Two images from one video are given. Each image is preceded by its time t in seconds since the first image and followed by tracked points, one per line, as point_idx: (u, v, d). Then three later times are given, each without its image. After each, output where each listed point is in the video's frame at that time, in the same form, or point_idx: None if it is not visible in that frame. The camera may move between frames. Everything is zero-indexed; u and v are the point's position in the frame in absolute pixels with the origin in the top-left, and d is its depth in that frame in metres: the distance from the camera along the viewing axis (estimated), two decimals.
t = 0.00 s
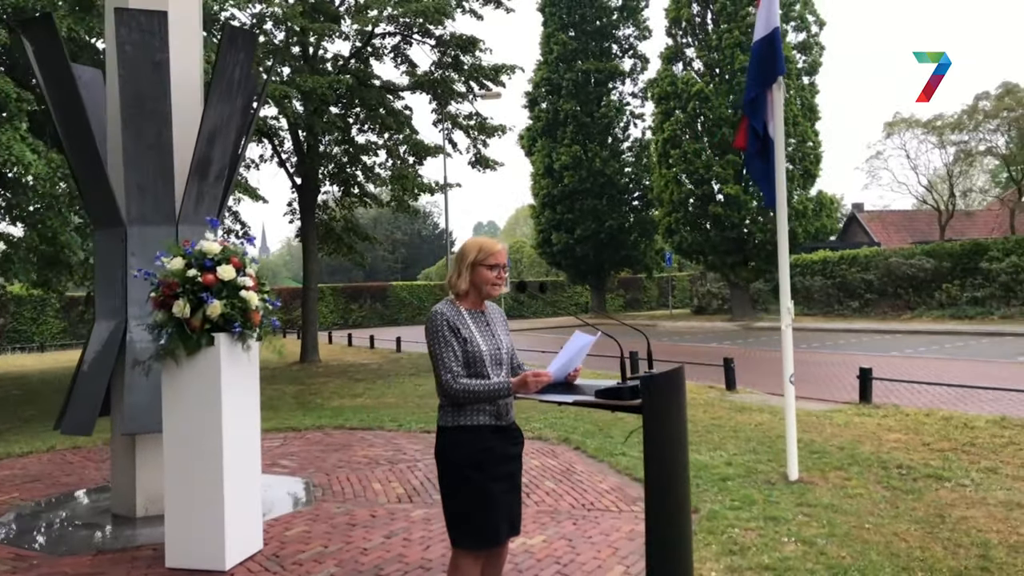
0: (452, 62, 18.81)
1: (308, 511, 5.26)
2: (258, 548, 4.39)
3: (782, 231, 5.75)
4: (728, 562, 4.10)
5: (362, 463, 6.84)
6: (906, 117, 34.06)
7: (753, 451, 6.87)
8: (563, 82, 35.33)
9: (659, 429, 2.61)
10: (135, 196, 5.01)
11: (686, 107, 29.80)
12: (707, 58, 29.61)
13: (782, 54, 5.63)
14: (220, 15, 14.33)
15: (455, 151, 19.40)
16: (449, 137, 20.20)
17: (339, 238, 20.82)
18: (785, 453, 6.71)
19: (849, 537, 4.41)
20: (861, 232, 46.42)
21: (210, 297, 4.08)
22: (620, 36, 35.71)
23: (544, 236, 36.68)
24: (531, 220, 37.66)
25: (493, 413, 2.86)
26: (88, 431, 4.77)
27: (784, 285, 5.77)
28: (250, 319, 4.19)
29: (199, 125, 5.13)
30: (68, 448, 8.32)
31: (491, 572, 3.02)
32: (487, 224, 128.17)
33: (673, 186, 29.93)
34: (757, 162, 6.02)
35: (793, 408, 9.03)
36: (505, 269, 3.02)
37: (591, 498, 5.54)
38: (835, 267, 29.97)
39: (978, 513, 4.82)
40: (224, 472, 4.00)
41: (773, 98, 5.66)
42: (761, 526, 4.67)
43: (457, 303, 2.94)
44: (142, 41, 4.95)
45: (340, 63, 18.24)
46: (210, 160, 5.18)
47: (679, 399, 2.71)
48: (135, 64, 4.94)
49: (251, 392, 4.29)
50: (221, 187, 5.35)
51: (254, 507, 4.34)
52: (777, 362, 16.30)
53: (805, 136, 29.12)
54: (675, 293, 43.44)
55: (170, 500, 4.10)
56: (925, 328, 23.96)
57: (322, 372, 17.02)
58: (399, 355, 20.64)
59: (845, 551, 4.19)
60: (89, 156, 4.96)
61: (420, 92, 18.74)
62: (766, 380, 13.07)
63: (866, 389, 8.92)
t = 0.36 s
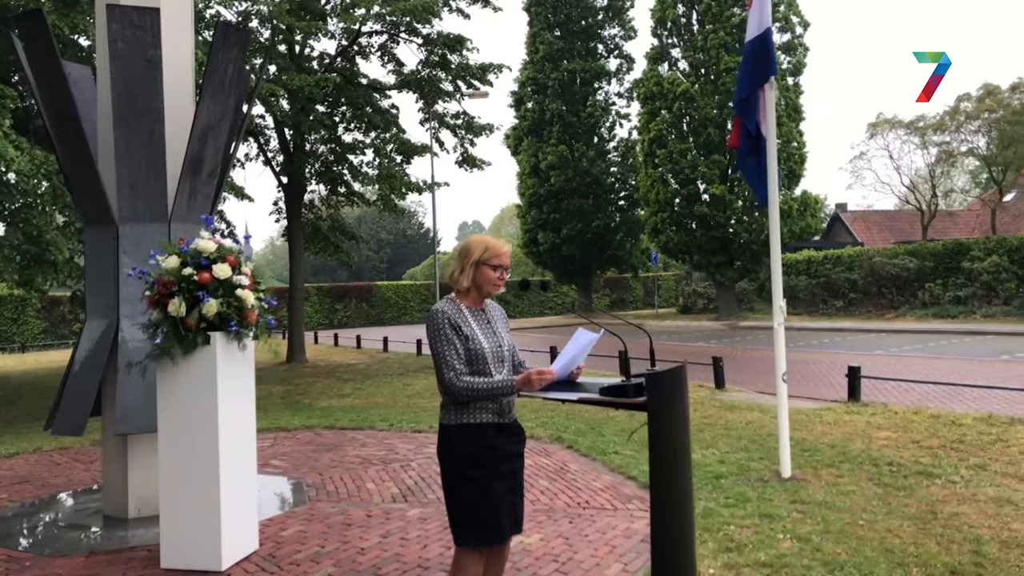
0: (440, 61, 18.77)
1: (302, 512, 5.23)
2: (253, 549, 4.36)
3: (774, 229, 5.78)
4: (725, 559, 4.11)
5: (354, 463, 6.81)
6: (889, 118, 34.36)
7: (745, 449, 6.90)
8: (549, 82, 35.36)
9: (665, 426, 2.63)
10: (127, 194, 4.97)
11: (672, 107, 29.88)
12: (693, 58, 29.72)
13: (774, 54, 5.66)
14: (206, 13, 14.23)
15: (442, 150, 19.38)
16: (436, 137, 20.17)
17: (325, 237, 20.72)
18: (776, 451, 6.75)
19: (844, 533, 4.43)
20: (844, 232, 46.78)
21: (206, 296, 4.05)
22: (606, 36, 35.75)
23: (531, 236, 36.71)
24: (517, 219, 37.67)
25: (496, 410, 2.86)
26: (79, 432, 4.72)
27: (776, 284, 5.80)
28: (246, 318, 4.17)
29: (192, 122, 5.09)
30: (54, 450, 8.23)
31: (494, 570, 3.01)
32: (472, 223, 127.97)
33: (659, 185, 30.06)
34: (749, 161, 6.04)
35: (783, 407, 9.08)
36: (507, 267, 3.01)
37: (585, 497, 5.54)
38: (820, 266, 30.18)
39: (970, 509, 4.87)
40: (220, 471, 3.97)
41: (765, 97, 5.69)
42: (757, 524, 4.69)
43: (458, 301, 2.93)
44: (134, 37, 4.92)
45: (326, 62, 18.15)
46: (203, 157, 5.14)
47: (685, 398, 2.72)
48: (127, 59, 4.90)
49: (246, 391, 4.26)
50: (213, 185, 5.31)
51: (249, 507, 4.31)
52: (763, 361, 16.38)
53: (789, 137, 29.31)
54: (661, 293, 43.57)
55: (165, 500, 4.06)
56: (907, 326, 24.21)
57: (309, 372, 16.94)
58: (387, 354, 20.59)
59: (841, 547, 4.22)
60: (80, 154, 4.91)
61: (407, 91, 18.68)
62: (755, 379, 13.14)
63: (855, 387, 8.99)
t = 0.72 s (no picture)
0: (430, 60, 18.74)
1: (299, 512, 5.19)
2: (252, 550, 4.32)
3: (773, 228, 5.78)
4: (727, 558, 4.10)
5: (349, 463, 6.78)
6: (877, 118, 34.55)
7: (741, 448, 6.91)
8: (539, 82, 35.32)
9: (671, 423, 2.60)
10: (121, 192, 4.93)
11: (662, 107, 29.90)
12: (683, 58, 29.76)
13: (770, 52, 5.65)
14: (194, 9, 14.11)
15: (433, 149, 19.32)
16: (427, 136, 20.13)
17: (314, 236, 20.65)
18: (772, 450, 6.76)
19: (845, 532, 4.44)
20: (832, 232, 47.03)
21: (204, 294, 4.00)
22: (595, 36, 35.74)
23: (521, 235, 36.67)
24: (507, 219, 37.61)
25: (501, 409, 2.83)
26: (74, 433, 4.67)
27: (774, 283, 5.80)
28: (245, 317, 4.13)
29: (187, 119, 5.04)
30: (45, 451, 8.14)
31: (498, 570, 2.99)
32: (460, 224, 127.68)
33: (649, 185, 30.12)
34: (749, 160, 6.06)
35: (777, 406, 9.10)
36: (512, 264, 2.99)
37: (584, 497, 5.52)
38: (809, 266, 30.27)
39: (968, 507, 4.88)
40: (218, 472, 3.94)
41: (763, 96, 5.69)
42: (757, 522, 4.69)
43: (463, 298, 2.90)
44: (129, 33, 4.90)
45: (317, 60, 18.07)
46: (198, 155, 5.08)
47: (693, 395, 2.70)
48: (122, 56, 4.89)
49: (244, 391, 4.22)
50: (209, 183, 5.26)
51: (248, 507, 4.27)
52: (754, 360, 16.43)
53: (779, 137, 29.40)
54: (650, 293, 43.66)
55: (162, 501, 4.02)
56: (895, 326, 24.35)
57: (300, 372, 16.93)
58: (378, 354, 20.51)
59: (842, 546, 4.22)
60: (73, 150, 4.85)
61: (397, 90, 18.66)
62: (748, 378, 13.17)
63: (848, 386, 9.03)
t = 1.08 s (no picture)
0: (423, 59, 18.69)
1: (296, 513, 5.14)
2: (248, 551, 4.28)
3: (772, 227, 5.78)
4: (728, 559, 4.09)
5: (344, 464, 6.73)
6: (867, 119, 34.70)
7: (738, 448, 6.90)
8: (530, 82, 35.29)
9: (681, 424, 2.59)
10: (115, 190, 4.87)
11: (653, 107, 29.93)
12: (674, 58, 29.78)
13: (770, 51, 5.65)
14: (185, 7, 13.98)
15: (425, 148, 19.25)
16: (419, 135, 20.07)
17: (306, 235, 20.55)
18: (768, 450, 6.76)
19: (846, 532, 4.43)
20: (822, 232, 47.24)
21: (201, 294, 3.96)
22: (587, 36, 35.76)
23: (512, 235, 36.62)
24: (498, 219, 37.55)
25: (506, 409, 2.80)
26: (68, 434, 4.61)
27: (773, 283, 5.79)
28: (242, 317, 4.09)
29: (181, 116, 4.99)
30: (36, 452, 8.04)
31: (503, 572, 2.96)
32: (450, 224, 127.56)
33: (640, 186, 30.13)
34: (748, 160, 6.05)
35: (772, 406, 9.11)
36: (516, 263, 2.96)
37: (583, 497, 5.50)
38: (799, 266, 30.33)
39: (967, 506, 4.88)
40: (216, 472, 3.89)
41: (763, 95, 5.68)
42: (757, 522, 4.67)
43: (467, 297, 2.86)
44: (123, 29, 4.85)
45: (309, 58, 17.98)
46: (193, 153, 5.03)
47: (700, 394, 2.68)
48: (117, 52, 4.83)
49: (241, 391, 4.17)
50: (204, 181, 5.21)
51: (245, 508, 4.23)
52: (747, 360, 16.46)
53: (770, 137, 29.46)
54: (641, 292, 43.73)
55: (158, 503, 3.97)
56: (885, 325, 24.43)
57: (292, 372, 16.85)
58: (370, 354, 20.42)
59: (843, 546, 4.21)
60: (66, 149, 4.78)
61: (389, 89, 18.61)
62: (741, 378, 13.19)
63: (843, 386, 9.04)
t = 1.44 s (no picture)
0: (412, 59, 18.61)
1: (288, 516, 5.07)
2: (241, 555, 4.21)
3: (767, 227, 5.76)
4: (727, 560, 4.06)
5: (336, 465, 6.67)
6: (854, 121, 34.88)
7: (731, 448, 6.88)
8: (518, 82, 35.24)
9: (689, 428, 2.56)
10: (105, 188, 4.79)
11: (642, 108, 29.93)
12: (662, 59, 29.81)
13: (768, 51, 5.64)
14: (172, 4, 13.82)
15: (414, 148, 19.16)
16: (408, 135, 19.98)
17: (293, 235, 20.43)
18: (762, 450, 6.75)
19: (843, 533, 4.42)
20: (808, 232, 47.48)
21: (194, 294, 3.89)
22: (575, 36, 35.74)
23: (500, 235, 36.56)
24: (486, 219, 37.48)
25: (508, 412, 2.76)
26: (57, 436, 4.53)
27: (768, 284, 5.78)
28: (236, 317, 4.03)
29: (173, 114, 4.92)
30: (21, 453, 7.93)
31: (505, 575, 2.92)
32: (436, 224, 127.37)
33: (629, 186, 30.14)
34: (741, 159, 6.05)
35: (764, 406, 9.11)
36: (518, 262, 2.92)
37: (578, 497, 5.47)
38: (785, 267, 30.43)
39: (963, 507, 4.88)
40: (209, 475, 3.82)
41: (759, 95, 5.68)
42: (755, 523, 4.65)
43: (470, 298, 2.82)
44: (114, 26, 4.78)
45: (297, 57, 17.85)
46: (184, 151, 4.96)
47: (707, 396, 2.65)
48: (107, 49, 4.76)
49: (234, 392, 4.10)
50: (195, 179, 5.14)
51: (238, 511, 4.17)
52: (736, 360, 16.49)
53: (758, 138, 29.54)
54: (628, 292, 43.79)
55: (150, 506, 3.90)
56: (872, 326, 24.53)
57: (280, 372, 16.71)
58: (357, 355, 20.30)
59: (841, 547, 4.19)
60: (55, 147, 4.69)
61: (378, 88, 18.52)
62: (731, 378, 13.21)
63: (834, 386, 9.06)
